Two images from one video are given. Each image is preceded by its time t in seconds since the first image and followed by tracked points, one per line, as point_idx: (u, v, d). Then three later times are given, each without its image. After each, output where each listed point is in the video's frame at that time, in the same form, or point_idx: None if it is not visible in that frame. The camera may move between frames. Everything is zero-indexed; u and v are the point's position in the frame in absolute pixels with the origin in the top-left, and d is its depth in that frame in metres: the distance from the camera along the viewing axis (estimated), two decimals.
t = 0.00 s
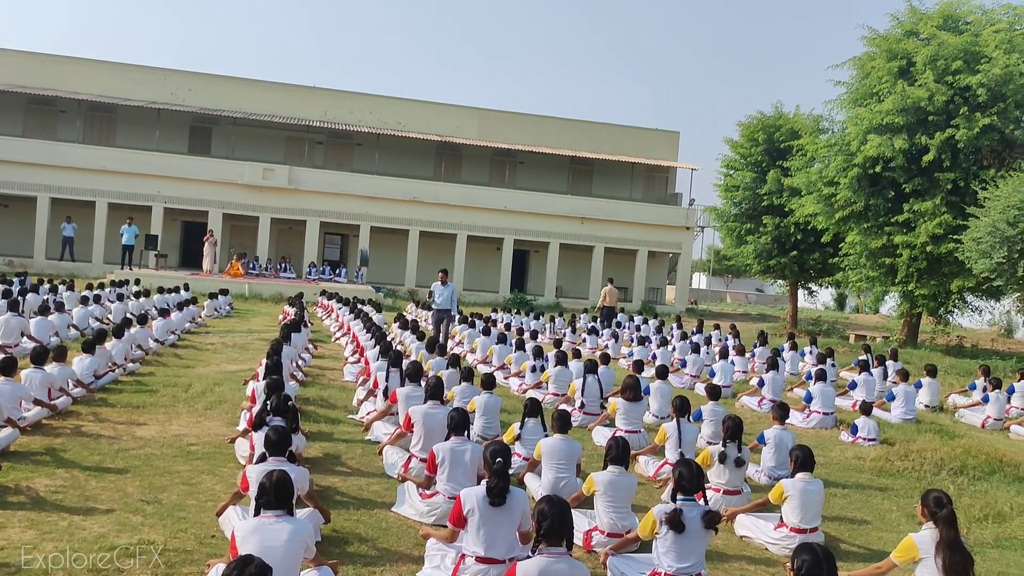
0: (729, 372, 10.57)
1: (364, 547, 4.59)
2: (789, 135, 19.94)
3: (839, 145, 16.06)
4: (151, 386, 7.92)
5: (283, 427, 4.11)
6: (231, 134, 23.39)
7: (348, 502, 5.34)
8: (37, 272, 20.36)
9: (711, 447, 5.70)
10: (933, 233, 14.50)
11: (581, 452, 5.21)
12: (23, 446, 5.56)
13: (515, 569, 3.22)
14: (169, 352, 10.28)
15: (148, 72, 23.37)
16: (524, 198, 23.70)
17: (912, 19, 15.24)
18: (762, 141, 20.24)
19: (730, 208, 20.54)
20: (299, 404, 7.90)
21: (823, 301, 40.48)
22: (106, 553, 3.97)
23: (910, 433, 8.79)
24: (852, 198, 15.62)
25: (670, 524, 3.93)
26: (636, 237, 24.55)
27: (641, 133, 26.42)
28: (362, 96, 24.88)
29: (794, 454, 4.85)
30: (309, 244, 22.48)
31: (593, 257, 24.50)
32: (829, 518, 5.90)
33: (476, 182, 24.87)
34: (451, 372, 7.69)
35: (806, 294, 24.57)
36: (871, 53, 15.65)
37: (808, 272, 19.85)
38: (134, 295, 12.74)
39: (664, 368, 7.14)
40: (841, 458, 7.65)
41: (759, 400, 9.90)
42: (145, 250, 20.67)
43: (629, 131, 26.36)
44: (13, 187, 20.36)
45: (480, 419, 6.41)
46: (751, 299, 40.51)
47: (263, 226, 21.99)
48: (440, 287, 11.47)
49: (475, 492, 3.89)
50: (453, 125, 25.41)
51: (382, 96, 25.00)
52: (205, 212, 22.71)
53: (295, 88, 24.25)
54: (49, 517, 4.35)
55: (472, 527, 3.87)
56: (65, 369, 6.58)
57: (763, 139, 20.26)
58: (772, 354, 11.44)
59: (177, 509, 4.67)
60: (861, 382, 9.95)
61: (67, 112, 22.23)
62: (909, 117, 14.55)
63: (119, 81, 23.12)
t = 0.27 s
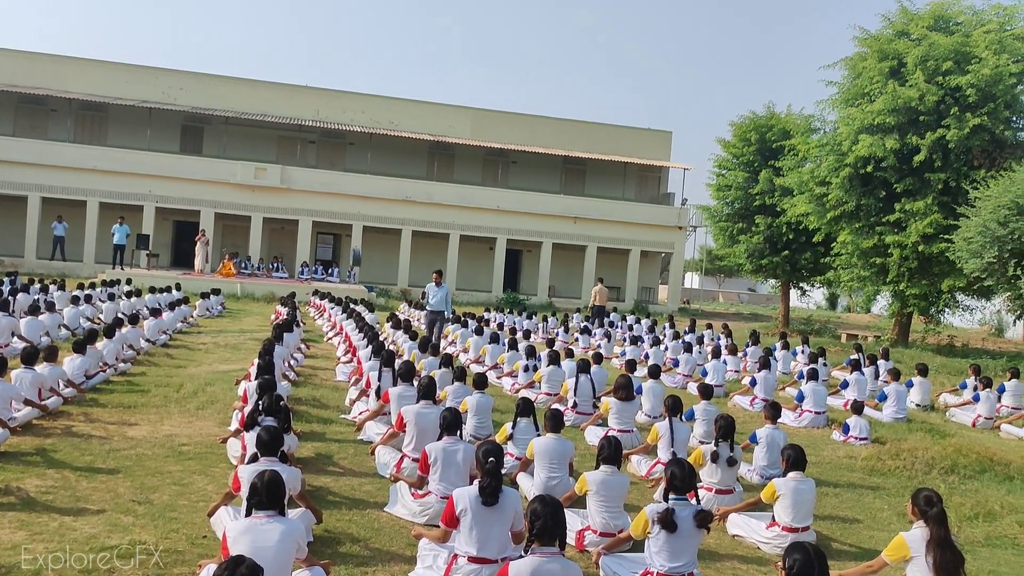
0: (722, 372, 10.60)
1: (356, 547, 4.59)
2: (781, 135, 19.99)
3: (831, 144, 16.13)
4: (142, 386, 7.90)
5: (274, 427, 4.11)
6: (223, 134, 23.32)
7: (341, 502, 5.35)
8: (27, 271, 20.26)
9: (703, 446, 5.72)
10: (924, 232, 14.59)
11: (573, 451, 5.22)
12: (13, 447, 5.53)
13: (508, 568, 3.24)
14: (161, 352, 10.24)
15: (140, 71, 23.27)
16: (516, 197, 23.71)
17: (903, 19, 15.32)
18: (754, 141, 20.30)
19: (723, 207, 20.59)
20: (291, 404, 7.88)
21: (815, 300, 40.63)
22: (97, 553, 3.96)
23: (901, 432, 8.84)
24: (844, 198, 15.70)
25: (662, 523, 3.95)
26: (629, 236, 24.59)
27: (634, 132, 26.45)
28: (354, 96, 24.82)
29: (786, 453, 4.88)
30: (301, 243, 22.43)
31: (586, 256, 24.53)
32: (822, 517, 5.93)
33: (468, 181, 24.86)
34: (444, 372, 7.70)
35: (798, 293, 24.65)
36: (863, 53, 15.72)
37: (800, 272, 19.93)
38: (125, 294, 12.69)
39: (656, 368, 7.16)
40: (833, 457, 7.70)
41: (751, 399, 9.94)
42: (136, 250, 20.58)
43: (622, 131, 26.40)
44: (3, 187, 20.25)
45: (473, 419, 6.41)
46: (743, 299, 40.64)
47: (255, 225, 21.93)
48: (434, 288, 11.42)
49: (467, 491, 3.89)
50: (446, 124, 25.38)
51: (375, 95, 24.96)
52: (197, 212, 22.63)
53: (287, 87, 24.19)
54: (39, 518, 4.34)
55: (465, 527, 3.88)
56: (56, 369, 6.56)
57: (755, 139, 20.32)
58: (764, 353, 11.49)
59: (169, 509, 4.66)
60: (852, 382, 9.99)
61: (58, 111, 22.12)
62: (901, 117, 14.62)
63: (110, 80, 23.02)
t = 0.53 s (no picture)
0: (712, 371, 10.63)
1: (347, 547, 4.59)
2: (771, 135, 20.07)
3: (821, 145, 16.21)
4: (132, 386, 7.87)
5: (264, 428, 4.10)
6: (214, 133, 23.24)
7: (331, 502, 5.34)
8: (16, 271, 20.14)
9: (694, 445, 5.74)
10: (914, 232, 14.69)
11: (565, 451, 5.23)
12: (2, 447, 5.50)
13: (499, 568, 3.25)
14: (150, 351, 10.20)
15: (130, 70, 23.16)
16: (508, 197, 23.72)
17: (892, 20, 15.41)
18: (745, 141, 20.37)
19: (714, 207, 20.66)
20: (282, 404, 7.87)
21: (806, 300, 40.78)
22: (86, 554, 3.95)
23: (891, 431, 8.88)
24: (834, 197, 15.78)
25: (654, 523, 3.97)
26: (620, 236, 24.63)
27: (625, 132, 26.50)
28: (345, 95, 24.77)
29: (777, 452, 4.90)
30: (292, 243, 22.37)
31: (577, 256, 24.56)
32: (812, 516, 5.96)
33: (460, 181, 24.85)
34: (435, 372, 7.70)
35: (788, 293, 24.75)
36: (853, 53, 15.81)
37: (790, 271, 20.02)
38: (114, 294, 12.62)
39: (648, 367, 7.18)
40: (823, 456, 7.74)
41: (742, 398, 9.97)
42: (126, 249, 20.49)
43: (613, 131, 26.44)
44: None
45: (464, 419, 6.42)
46: (734, 298, 40.78)
47: (246, 225, 21.85)
48: (427, 288, 11.38)
49: (459, 491, 3.90)
50: (437, 124, 25.36)
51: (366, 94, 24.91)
52: (187, 211, 22.55)
53: (278, 87, 24.12)
54: (28, 519, 4.32)
55: (456, 527, 3.88)
56: (44, 369, 6.53)
57: (746, 139, 20.39)
58: (755, 353, 11.54)
59: (158, 510, 4.65)
60: (842, 381, 10.04)
61: (47, 110, 22.00)
62: (890, 118, 14.71)
63: (100, 78, 22.91)
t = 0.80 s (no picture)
0: (702, 370, 10.67)
1: (337, 548, 4.58)
2: (760, 135, 20.15)
3: (810, 145, 16.29)
4: (120, 386, 7.83)
5: (254, 428, 4.09)
6: (202, 132, 23.13)
7: (321, 502, 5.33)
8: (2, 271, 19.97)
9: (684, 445, 5.77)
10: (902, 232, 14.80)
11: (555, 451, 5.24)
12: None
13: (489, 568, 3.25)
14: (138, 352, 10.14)
15: (118, 68, 23.01)
16: (498, 197, 23.72)
17: (881, 21, 15.49)
18: (734, 141, 20.44)
19: (703, 207, 20.72)
20: (271, 404, 7.84)
21: (795, 300, 40.96)
22: (73, 556, 3.93)
23: (879, 431, 8.94)
24: (823, 197, 15.87)
25: (644, 522, 3.98)
26: (610, 236, 24.67)
27: (615, 132, 26.54)
28: (334, 94, 24.70)
29: (766, 451, 4.92)
30: (282, 242, 22.30)
31: (568, 256, 24.59)
32: (800, 515, 6.00)
33: (450, 180, 24.83)
34: (425, 372, 7.70)
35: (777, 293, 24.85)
36: (841, 54, 15.91)
37: (779, 271, 20.11)
38: (102, 294, 12.54)
39: (638, 367, 7.20)
40: (812, 455, 7.78)
41: (731, 398, 10.02)
42: (114, 249, 20.36)
43: (603, 131, 26.48)
44: None
45: (454, 419, 6.42)
46: (723, 298, 40.92)
47: (235, 224, 21.76)
48: (419, 288, 11.34)
49: (449, 491, 3.90)
50: (427, 123, 25.33)
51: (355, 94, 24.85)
52: (176, 210, 22.43)
53: (268, 86, 24.03)
54: (15, 520, 4.29)
55: (446, 527, 3.88)
56: (31, 369, 6.49)
57: (735, 139, 20.46)
58: (744, 352, 11.59)
59: (147, 511, 4.62)
60: (831, 381, 10.10)
61: (34, 109, 21.83)
62: (878, 118, 14.81)
63: (87, 77, 22.76)
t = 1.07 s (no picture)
0: (690, 369, 10.72)
1: (324, 548, 4.58)
2: (747, 135, 20.24)
3: (797, 145, 16.39)
4: (106, 386, 7.77)
5: (241, 428, 4.08)
6: (189, 130, 23.00)
7: (308, 502, 5.32)
8: None
9: (671, 444, 5.80)
10: (887, 232, 14.93)
11: (543, 450, 5.25)
12: None
13: (477, 568, 3.26)
14: (124, 351, 10.07)
15: (103, 66, 22.82)
16: (486, 196, 23.72)
17: (867, 22, 15.61)
18: (721, 141, 20.52)
19: (691, 207, 20.80)
20: (259, 404, 7.81)
21: (782, 299, 41.19)
22: (58, 557, 3.90)
23: (865, 429, 9.02)
24: (809, 197, 15.97)
25: (632, 521, 4.00)
26: (598, 235, 24.73)
27: (603, 132, 26.59)
28: (322, 92, 24.61)
29: (753, 450, 4.95)
30: (269, 241, 22.20)
31: (556, 255, 24.61)
32: (787, 513, 6.04)
33: (438, 180, 24.79)
34: (413, 371, 7.69)
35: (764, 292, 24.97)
36: (828, 55, 16.02)
37: (766, 270, 20.22)
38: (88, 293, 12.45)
39: (626, 366, 7.22)
40: (799, 454, 7.83)
41: (719, 397, 10.07)
42: (100, 248, 20.21)
43: (591, 130, 26.53)
44: None
45: (442, 418, 6.42)
46: (711, 297, 41.10)
47: (222, 223, 21.63)
48: (407, 288, 11.31)
49: (437, 491, 3.90)
50: (415, 122, 25.29)
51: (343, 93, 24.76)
52: (162, 209, 22.28)
53: (255, 84, 23.92)
54: None
55: (434, 526, 3.89)
56: (15, 369, 6.44)
57: (722, 139, 20.54)
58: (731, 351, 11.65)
59: (133, 511, 4.60)
60: (818, 379, 10.17)
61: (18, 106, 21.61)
62: (864, 118, 14.92)
63: (72, 74, 22.57)
